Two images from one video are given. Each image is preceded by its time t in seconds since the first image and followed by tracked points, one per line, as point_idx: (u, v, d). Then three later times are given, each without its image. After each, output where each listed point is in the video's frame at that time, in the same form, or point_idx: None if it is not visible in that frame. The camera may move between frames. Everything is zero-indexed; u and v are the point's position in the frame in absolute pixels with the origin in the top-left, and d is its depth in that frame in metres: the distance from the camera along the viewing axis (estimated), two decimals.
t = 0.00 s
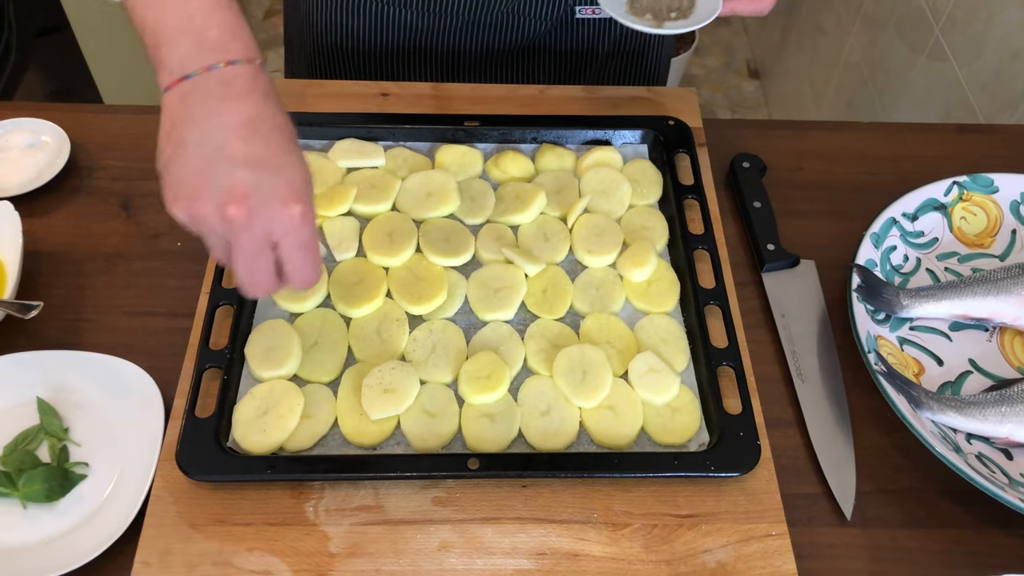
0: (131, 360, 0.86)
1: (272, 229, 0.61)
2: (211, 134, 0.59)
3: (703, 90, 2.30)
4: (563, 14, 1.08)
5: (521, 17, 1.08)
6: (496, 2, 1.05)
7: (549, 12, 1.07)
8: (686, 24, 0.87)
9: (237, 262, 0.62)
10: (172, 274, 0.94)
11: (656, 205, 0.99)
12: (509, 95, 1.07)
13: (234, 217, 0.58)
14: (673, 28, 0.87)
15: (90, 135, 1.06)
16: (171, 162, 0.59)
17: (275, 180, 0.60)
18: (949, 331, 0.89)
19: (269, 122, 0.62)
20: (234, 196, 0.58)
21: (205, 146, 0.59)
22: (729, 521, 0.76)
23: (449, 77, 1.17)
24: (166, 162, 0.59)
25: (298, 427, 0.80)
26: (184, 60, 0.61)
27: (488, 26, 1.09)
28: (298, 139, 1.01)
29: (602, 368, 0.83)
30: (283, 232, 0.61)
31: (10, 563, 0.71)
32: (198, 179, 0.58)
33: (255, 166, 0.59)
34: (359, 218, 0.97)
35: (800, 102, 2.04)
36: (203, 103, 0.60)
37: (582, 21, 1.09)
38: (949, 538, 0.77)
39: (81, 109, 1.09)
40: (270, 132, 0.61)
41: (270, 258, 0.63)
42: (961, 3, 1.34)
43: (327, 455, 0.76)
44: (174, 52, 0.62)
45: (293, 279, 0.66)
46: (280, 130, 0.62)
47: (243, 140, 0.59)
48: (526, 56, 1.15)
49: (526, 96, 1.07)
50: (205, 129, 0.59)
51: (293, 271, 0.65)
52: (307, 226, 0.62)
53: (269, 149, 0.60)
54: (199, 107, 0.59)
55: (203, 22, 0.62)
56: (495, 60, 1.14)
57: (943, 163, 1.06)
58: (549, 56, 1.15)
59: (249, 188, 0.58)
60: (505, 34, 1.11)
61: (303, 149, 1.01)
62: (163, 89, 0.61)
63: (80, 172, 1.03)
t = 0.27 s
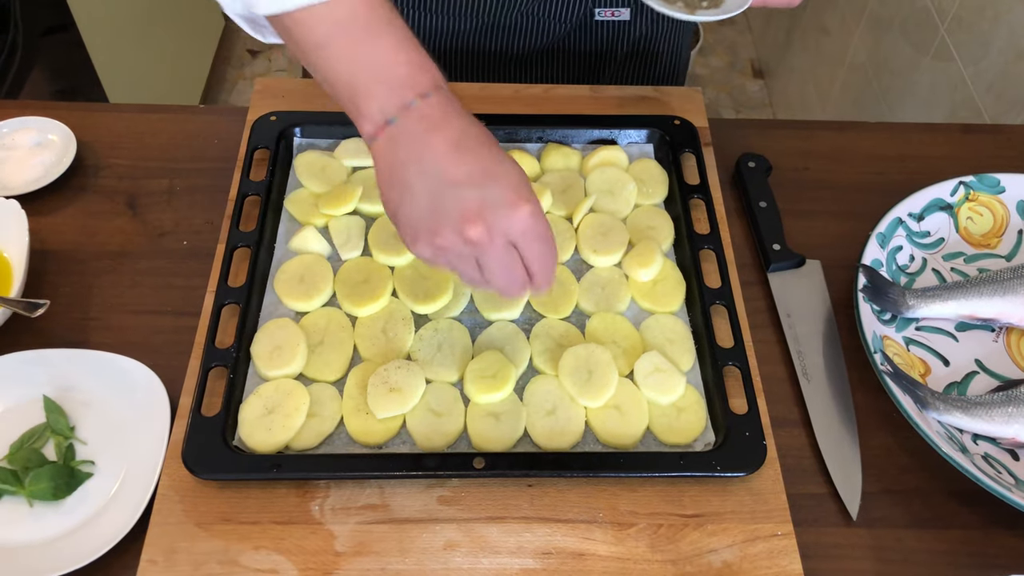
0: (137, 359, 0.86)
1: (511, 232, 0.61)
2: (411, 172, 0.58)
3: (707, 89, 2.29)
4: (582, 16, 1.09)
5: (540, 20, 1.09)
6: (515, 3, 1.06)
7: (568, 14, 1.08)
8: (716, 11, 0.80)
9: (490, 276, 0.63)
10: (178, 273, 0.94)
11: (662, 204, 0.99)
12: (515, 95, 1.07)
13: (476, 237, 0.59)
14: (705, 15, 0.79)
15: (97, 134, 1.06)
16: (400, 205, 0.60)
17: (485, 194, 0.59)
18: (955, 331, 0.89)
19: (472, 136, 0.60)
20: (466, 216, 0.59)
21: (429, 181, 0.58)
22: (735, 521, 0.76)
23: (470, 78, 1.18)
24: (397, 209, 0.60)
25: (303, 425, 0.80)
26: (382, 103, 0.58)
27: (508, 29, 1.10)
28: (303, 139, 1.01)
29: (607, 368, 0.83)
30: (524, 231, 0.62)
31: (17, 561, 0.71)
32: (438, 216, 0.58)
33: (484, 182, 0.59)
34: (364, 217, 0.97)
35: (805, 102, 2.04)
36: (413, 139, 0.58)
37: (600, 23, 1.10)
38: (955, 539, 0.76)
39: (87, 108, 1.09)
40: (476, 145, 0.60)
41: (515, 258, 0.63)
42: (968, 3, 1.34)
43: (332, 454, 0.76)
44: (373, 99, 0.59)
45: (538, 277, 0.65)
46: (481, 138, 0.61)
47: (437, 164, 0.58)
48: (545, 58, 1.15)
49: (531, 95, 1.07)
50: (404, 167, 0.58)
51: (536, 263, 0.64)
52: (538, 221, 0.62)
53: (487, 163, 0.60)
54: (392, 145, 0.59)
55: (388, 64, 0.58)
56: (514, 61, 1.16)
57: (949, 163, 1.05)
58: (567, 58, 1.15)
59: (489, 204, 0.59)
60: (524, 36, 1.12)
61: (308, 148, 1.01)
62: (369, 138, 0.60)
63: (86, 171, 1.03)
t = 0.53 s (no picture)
0: (137, 358, 0.86)
1: (550, 223, 0.54)
2: (453, 152, 0.54)
3: (707, 88, 2.29)
4: (603, 15, 1.09)
5: (562, 19, 1.09)
6: (537, 3, 1.06)
7: (589, 13, 1.08)
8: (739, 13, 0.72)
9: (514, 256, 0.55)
10: (178, 272, 0.94)
11: (662, 203, 0.98)
12: (514, 94, 1.07)
13: (516, 225, 0.52)
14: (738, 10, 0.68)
15: (97, 133, 1.06)
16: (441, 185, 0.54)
17: (521, 180, 0.53)
18: (955, 330, 0.89)
19: (508, 126, 0.55)
20: (520, 204, 0.53)
21: (467, 166, 0.54)
22: (735, 519, 0.76)
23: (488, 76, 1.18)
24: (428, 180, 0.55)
25: (303, 424, 0.80)
26: (415, 81, 0.58)
27: (528, 28, 1.10)
28: (303, 138, 1.01)
29: (607, 367, 0.83)
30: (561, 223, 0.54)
31: (16, 560, 0.71)
32: (470, 202, 0.53)
33: (521, 171, 0.54)
34: (364, 216, 0.97)
35: (805, 100, 2.03)
36: (453, 120, 0.55)
37: (621, 22, 1.10)
38: (955, 538, 0.76)
39: (87, 108, 1.09)
40: (511, 132, 0.55)
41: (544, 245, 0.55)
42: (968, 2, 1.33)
43: (332, 453, 0.76)
44: (406, 78, 0.59)
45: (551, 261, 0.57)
46: (525, 130, 0.56)
47: (472, 141, 0.54)
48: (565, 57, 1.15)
49: (531, 94, 1.07)
50: (445, 150, 0.54)
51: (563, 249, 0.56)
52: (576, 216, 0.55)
53: (525, 151, 0.54)
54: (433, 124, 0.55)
55: (419, 45, 0.59)
56: (533, 61, 1.15)
57: (950, 162, 1.05)
58: (586, 56, 1.15)
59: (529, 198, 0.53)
60: (544, 35, 1.12)
61: (308, 147, 1.01)
62: (401, 115, 0.57)
63: (86, 170, 1.03)
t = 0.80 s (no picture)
0: (133, 358, 0.86)
1: (485, 259, 0.58)
2: (406, 174, 0.58)
3: (704, 87, 2.29)
4: (603, 14, 1.08)
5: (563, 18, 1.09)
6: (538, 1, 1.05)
7: (589, 12, 1.08)
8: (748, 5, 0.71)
9: (439, 290, 0.60)
10: (173, 271, 0.94)
11: (659, 201, 0.98)
12: (511, 92, 1.07)
13: (450, 249, 0.57)
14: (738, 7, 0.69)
15: (91, 132, 1.06)
16: (375, 202, 0.58)
17: (480, 214, 0.58)
18: (951, 328, 0.89)
19: (470, 159, 0.61)
20: (448, 228, 0.57)
21: (416, 194, 0.58)
22: (732, 518, 0.76)
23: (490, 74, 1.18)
24: (367, 205, 0.59)
25: (299, 424, 0.79)
26: (384, 103, 0.61)
27: (528, 27, 1.10)
28: (298, 137, 1.00)
29: (604, 366, 0.82)
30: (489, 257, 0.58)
31: (11, 561, 0.71)
32: (431, 220, 0.57)
33: (466, 200, 0.58)
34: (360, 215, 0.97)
35: (802, 99, 2.03)
36: (408, 145, 0.59)
37: (621, 20, 1.09)
38: (951, 536, 0.76)
39: (82, 107, 1.09)
40: (469, 168, 0.60)
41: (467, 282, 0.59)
42: None
43: (328, 452, 0.76)
44: (373, 97, 0.61)
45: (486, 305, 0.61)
46: (477, 164, 0.61)
47: (450, 179, 0.59)
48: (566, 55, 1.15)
49: (528, 92, 1.07)
50: (400, 170, 0.58)
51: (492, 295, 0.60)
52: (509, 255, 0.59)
53: (478, 183, 0.59)
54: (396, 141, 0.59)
55: (399, 69, 0.61)
56: (531, 56, 1.15)
57: (946, 160, 1.05)
58: (586, 54, 1.15)
59: (442, 212, 0.57)
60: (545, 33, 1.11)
61: (304, 146, 1.01)
62: (365, 130, 0.61)
63: (81, 169, 1.02)
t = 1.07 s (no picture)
0: (131, 359, 0.86)
1: (548, 147, 0.74)
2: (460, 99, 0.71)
3: (703, 85, 2.29)
4: (581, 15, 1.08)
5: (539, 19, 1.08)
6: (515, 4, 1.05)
7: (566, 14, 1.08)
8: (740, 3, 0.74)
9: (529, 195, 0.76)
10: (171, 272, 0.93)
11: (658, 201, 0.98)
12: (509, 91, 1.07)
13: (516, 149, 0.72)
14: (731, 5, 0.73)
15: (89, 132, 1.06)
16: (445, 128, 0.73)
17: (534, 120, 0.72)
18: (950, 328, 0.89)
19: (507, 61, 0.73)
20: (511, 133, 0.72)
21: (470, 103, 0.72)
22: (731, 519, 0.76)
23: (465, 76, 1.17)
24: (440, 134, 0.74)
25: (298, 425, 0.79)
26: (423, 45, 0.72)
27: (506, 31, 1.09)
28: (296, 136, 1.00)
29: (603, 366, 0.82)
30: (560, 146, 0.74)
31: (9, 563, 0.71)
32: (492, 129, 0.72)
33: (511, 105, 0.72)
34: (358, 215, 0.96)
35: (800, 97, 2.03)
36: (455, 66, 0.72)
37: (598, 21, 1.09)
38: (950, 536, 0.76)
39: (80, 106, 1.08)
40: (511, 71, 0.73)
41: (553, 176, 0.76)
42: None
43: (327, 454, 0.76)
44: (416, 43, 0.72)
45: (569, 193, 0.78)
46: (517, 68, 0.74)
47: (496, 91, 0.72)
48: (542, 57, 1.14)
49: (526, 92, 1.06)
50: (453, 96, 0.72)
51: (570, 183, 0.77)
52: (573, 139, 0.75)
53: (522, 86, 0.73)
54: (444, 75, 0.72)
55: (424, 12, 0.71)
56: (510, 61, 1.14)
57: (945, 159, 1.05)
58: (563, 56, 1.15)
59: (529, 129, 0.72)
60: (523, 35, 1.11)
61: (302, 145, 1.00)
62: (416, 75, 0.73)
63: (78, 169, 1.02)
